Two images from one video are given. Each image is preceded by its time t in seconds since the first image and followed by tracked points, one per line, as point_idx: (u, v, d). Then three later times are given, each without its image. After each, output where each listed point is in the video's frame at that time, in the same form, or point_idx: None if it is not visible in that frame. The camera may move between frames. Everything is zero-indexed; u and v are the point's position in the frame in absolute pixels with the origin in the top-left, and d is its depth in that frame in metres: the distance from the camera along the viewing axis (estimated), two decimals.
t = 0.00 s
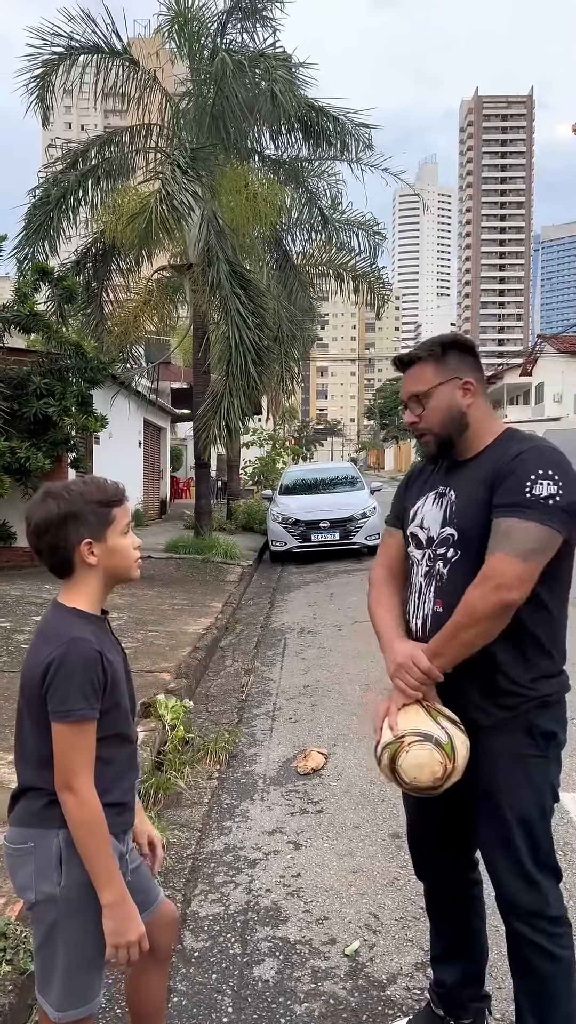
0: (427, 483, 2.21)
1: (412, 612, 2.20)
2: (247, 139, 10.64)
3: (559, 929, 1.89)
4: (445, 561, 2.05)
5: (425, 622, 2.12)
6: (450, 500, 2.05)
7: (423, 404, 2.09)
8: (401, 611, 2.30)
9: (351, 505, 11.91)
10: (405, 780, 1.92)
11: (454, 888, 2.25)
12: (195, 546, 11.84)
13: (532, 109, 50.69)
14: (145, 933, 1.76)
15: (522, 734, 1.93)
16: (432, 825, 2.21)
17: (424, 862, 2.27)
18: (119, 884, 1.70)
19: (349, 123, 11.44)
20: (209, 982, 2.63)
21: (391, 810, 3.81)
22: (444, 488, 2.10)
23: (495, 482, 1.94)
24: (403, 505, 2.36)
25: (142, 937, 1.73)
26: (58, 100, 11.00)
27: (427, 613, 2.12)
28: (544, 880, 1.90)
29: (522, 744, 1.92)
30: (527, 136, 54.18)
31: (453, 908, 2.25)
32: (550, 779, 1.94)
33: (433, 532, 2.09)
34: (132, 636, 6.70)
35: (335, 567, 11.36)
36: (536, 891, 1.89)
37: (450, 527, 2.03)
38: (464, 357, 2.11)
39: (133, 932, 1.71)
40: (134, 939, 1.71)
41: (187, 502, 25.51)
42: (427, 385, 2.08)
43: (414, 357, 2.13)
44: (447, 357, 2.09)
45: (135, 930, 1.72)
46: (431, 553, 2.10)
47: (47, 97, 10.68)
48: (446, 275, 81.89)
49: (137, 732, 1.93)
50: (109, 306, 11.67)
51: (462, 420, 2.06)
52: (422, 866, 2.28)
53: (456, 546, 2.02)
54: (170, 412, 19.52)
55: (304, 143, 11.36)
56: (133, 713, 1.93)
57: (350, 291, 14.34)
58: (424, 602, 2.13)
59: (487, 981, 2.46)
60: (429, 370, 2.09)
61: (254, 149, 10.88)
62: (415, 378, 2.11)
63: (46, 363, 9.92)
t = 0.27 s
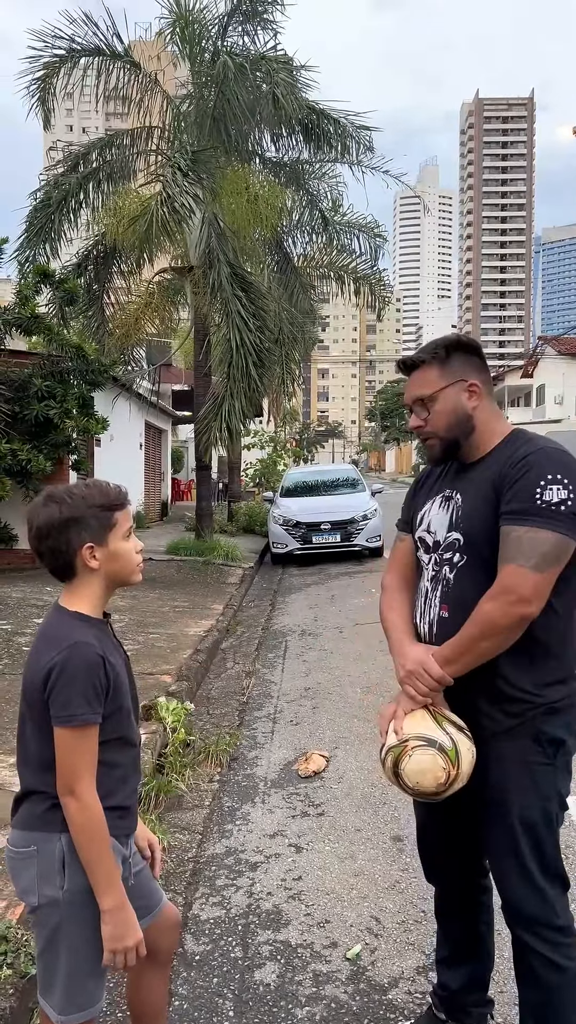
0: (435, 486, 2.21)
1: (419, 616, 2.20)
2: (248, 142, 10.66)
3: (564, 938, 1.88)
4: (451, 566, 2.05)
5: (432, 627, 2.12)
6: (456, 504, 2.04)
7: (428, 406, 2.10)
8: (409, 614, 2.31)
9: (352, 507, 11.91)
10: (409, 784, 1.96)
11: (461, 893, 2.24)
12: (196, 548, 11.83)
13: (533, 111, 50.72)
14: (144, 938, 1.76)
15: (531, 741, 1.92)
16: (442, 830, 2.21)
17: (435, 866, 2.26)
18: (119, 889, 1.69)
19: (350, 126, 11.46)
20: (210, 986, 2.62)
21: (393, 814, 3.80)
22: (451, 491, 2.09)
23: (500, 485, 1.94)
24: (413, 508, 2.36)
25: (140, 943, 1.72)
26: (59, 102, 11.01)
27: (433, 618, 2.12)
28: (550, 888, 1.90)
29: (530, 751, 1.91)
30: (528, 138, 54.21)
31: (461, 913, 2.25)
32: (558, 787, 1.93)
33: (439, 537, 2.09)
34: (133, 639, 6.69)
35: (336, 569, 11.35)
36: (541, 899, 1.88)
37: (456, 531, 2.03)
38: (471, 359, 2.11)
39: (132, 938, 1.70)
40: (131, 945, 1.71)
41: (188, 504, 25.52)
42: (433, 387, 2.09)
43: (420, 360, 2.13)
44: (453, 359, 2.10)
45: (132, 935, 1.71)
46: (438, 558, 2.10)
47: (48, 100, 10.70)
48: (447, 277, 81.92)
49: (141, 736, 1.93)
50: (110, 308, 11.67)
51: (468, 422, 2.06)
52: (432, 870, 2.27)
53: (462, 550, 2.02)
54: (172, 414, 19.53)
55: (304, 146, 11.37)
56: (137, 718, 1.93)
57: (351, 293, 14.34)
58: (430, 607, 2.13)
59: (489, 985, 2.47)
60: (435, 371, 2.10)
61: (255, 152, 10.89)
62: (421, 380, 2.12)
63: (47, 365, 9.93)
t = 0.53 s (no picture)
0: (451, 487, 2.20)
1: (432, 617, 2.20)
2: (248, 142, 10.66)
3: (568, 950, 1.88)
4: (465, 569, 2.05)
5: (445, 629, 2.13)
6: (472, 506, 2.04)
7: (443, 404, 2.09)
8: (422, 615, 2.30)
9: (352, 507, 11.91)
10: (417, 790, 1.97)
11: (471, 897, 2.24)
12: (196, 549, 11.82)
13: (533, 112, 50.72)
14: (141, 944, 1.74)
15: (543, 749, 1.91)
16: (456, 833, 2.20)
17: (447, 869, 2.25)
18: (118, 894, 1.68)
19: (350, 126, 11.46)
20: (210, 988, 2.61)
21: (393, 814, 3.80)
22: (468, 491, 2.08)
23: (517, 489, 1.93)
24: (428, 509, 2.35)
25: (138, 948, 1.71)
26: (59, 102, 11.01)
27: (446, 621, 2.12)
28: (557, 900, 1.89)
29: (541, 760, 1.90)
30: (528, 139, 54.22)
31: (469, 917, 2.25)
32: (569, 797, 1.92)
33: (455, 538, 2.09)
34: (134, 639, 6.69)
35: (336, 569, 11.35)
36: (547, 910, 1.88)
37: (471, 534, 2.02)
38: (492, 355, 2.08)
39: (129, 944, 1.69)
40: (129, 951, 1.70)
41: (188, 505, 25.52)
42: (452, 384, 2.07)
43: (440, 354, 2.11)
44: (474, 356, 2.07)
45: (128, 941, 1.70)
46: (452, 560, 2.10)
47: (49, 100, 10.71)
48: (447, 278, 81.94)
49: (143, 737, 1.92)
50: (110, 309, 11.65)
51: (485, 424, 2.04)
52: (444, 873, 2.26)
53: (477, 554, 2.01)
54: (172, 415, 19.53)
55: (305, 147, 11.38)
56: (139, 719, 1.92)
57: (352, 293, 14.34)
58: (443, 609, 2.13)
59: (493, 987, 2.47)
60: (454, 368, 2.07)
61: (255, 152, 10.89)
62: (440, 376, 2.10)
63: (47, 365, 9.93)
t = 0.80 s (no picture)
0: (469, 486, 2.19)
1: (448, 618, 2.21)
2: (248, 141, 10.65)
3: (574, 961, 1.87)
4: (478, 573, 2.05)
5: (458, 631, 2.14)
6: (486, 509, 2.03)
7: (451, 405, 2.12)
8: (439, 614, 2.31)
9: (351, 507, 11.90)
10: (424, 797, 1.96)
11: (476, 900, 2.23)
12: (195, 548, 11.81)
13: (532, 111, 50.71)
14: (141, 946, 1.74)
15: (553, 756, 1.90)
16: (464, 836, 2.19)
17: (453, 870, 2.24)
18: (117, 897, 1.68)
19: (349, 126, 11.47)
20: (210, 988, 2.61)
21: (393, 814, 3.79)
22: (483, 493, 2.07)
23: (530, 494, 1.91)
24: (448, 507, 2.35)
25: (137, 951, 1.70)
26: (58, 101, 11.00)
27: (459, 623, 2.13)
28: (565, 910, 1.89)
29: (552, 769, 1.89)
30: (527, 139, 54.21)
31: (474, 920, 2.24)
32: None
33: (470, 541, 2.08)
34: (133, 639, 6.68)
35: (335, 569, 11.34)
36: (553, 919, 1.88)
37: (484, 538, 2.02)
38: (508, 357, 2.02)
39: (129, 947, 1.68)
40: (128, 954, 1.69)
41: (186, 504, 25.51)
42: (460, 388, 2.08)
43: (453, 355, 2.11)
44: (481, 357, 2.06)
45: (127, 944, 1.69)
46: (466, 563, 2.10)
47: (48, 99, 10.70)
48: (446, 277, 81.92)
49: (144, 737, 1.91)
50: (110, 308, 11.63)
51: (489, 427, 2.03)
52: (451, 875, 2.26)
53: (489, 558, 2.01)
54: (170, 414, 19.51)
55: (304, 145, 11.39)
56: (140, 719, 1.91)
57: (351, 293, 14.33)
58: (457, 611, 2.15)
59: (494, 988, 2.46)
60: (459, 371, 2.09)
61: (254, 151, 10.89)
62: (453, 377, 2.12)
63: (47, 364, 9.92)
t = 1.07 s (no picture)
0: (482, 483, 2.19)
1: (457, 614, 2.23)
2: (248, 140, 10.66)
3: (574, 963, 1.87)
4: (480, 572, 2.06)
5: (461, 628, 2.16)
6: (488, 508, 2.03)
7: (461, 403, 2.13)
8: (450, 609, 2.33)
9: (351, 505, 11.89)
10: (416, 791, 2.03)
11: (477, 898, 2.22)
12: (194, 546, 11.80)
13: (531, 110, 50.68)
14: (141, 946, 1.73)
15: (549, 759, 1.87)
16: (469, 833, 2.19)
17: (456, 867, 2.25)
18: (117, 898, 1.67)
19: (349, 124, 11.47)
20: (211, 987, 2.60)
21: (394, 813, 3.79)
22: (490, 492, 2.07)
23: (523, 496, 1.89)
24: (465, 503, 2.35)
25: (137, 952, 1.69)
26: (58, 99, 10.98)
27: (462, 620, 2.16)
28: (564, 912, 1.87)
29: (547, 774, 1.87)
30: (526, 138, 54.16)
31: (475, 919, 2.23)
32: None
33: (476, 539, 2.09)
34: (132, 637, 6.67)
35: (334, 567, 11.33)
36: (551, 921, 1.87)
37: (485, 537, 2.02)
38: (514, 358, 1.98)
39: (128, 948, 1.67)
40: (128, 954, 1.68)
41: (185, 502, 25.51)
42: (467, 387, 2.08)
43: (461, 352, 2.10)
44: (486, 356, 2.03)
45: (128, 946, 1.69)
46: (472, 561, 2.11)
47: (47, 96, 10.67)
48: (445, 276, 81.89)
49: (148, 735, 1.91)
50: (109, 306, 11.61)
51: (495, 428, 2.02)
52: (454, 873, 2.26)
53: (489, 557, 2.01)
54: (169, 413, 19.49)
55: (304, 144, 11.39)
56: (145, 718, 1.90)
57: (351, 292, 14.32)
58: (462, 609, 2.17)
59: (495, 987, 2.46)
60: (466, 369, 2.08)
61: (254, 149, 10.88)
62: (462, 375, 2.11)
63: (46, 362, 9.90)
